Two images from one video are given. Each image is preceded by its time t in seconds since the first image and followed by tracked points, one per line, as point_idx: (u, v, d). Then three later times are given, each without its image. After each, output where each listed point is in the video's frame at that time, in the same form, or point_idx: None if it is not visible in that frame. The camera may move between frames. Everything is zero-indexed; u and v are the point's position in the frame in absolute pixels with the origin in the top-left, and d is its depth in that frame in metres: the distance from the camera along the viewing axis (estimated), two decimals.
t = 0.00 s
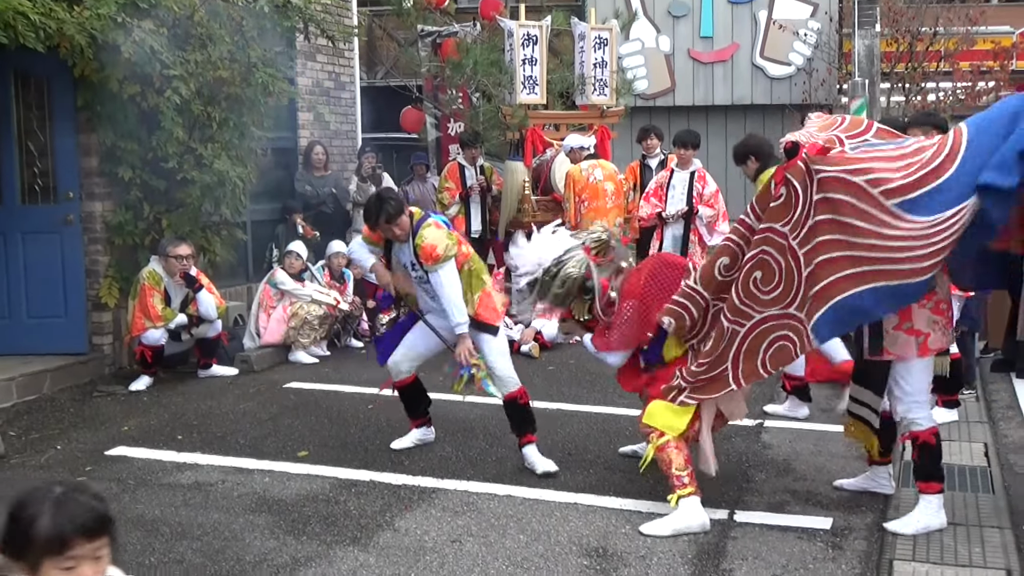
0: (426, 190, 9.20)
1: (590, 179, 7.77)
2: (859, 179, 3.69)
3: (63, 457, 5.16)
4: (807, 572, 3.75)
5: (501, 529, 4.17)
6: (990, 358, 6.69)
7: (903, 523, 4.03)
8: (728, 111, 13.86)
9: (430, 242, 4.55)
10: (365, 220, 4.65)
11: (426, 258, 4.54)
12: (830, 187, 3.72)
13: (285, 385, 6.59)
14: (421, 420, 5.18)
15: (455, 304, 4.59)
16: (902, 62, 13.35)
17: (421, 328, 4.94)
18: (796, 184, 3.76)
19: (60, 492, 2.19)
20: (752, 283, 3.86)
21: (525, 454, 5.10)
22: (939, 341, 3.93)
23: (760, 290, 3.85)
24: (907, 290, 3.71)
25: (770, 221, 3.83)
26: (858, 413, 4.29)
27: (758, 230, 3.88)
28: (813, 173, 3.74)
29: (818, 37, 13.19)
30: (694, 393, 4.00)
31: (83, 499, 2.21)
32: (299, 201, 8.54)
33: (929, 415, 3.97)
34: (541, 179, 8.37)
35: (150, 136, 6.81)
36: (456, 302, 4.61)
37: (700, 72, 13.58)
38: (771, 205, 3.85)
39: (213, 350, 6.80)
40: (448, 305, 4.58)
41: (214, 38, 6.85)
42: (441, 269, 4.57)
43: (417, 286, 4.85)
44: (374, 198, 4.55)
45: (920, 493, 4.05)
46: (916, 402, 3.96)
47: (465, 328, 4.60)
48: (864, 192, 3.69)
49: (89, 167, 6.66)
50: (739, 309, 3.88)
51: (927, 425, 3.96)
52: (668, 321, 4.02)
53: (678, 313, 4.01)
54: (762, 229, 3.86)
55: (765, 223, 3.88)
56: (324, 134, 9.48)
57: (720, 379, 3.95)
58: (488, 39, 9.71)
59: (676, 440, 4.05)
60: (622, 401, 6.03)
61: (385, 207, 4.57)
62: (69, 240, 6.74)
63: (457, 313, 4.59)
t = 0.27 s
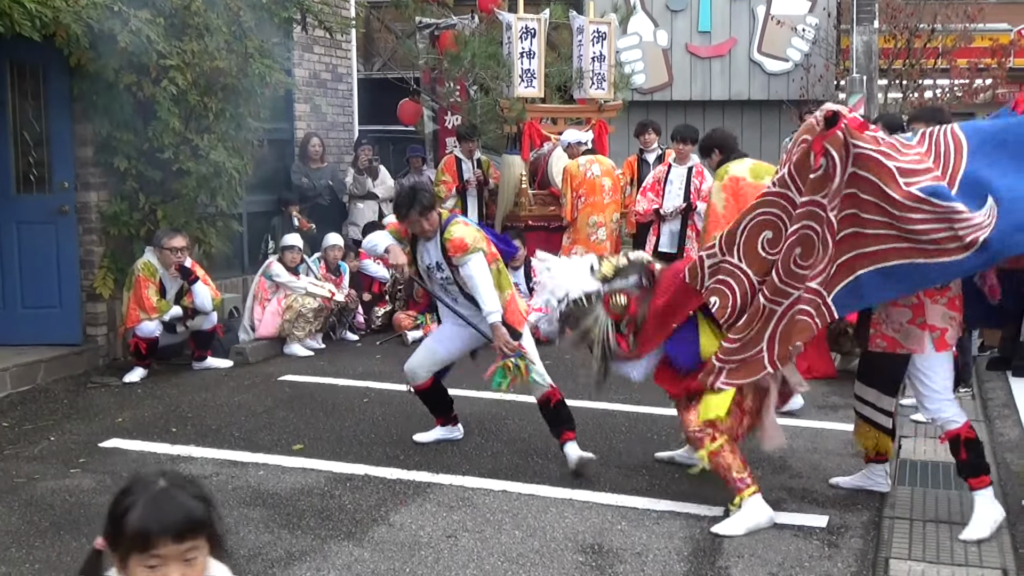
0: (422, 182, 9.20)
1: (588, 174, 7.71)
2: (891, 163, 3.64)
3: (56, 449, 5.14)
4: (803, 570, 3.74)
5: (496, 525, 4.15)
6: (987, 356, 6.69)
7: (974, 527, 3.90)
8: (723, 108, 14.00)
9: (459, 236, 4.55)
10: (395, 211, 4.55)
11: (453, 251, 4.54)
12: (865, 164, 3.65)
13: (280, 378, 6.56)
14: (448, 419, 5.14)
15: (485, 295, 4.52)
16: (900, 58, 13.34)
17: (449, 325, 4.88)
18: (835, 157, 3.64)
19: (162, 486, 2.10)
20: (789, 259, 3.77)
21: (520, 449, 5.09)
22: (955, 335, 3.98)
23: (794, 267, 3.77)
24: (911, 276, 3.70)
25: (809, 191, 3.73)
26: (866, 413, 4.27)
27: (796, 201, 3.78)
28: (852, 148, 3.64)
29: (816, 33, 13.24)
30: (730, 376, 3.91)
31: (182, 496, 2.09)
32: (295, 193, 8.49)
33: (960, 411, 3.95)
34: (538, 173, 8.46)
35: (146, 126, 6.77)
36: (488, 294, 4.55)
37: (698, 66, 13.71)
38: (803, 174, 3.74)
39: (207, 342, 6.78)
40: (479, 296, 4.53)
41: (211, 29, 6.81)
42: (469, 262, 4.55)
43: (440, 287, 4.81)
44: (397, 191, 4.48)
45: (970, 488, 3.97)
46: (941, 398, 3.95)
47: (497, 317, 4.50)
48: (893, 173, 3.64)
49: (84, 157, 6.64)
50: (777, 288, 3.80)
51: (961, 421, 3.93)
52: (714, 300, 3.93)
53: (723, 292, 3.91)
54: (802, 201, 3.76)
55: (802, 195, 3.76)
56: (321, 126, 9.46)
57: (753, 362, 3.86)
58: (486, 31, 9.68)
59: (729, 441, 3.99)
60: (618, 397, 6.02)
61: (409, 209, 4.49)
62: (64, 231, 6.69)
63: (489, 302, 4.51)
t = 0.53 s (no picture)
0: (414, 188, 9.20)
1: (580, 181, 7.74)
2: (928, 218, 3.67)
3: (44, 453, 5.11)
4: None
5: (486, 533, 4.14)
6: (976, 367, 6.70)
7: (967, 542, 3.90)
8: (715, 115, 14.05)
9: (494, 234, 4.54)
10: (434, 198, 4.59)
11: (486, 246, 4.53)
12: (901, 215, 3.71)
13: (270, 383, 6.55)
14: (436, 422, 5.08)
15: (516, 292, 4.47)
16: (891, 68, 13.38)
17: (461, 342, 4.73)
18: (878, 206, 3.69)
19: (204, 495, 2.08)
20: (818, 310, 3.78)
21: (511, 457, 5.08)
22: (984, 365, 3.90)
23: (827, 320, 3.78)
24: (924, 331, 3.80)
25: (846, 241, 3.74)
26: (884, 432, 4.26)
27: (828, 247, 3.77)
28: (890, 196, 3.70)
29: (809, 42, 13.48)
30: (757, 420, 3.93)
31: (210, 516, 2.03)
32: (287, 197, 8.51)
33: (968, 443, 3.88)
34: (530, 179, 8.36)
35: (138, 130, 6.74)
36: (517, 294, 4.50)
37: (691, 74, 13.75)
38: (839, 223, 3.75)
39: (198, 347, 6.75)
40: (511, 294, 4.48)
41: (204, 33, 6.78)
42: (500, 260, 4.51)
43: (455, 293, 4.71)
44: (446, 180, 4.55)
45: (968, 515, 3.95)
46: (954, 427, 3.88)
47: (530, 312, 4.45)
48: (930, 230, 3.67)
49: (76, 160, 6.62)
50: (807, 341, 3.81)
51: (968, 452, 3.87)
52: (762, 365, 3.96)
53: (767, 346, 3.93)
54: (835, 248, 3.76)
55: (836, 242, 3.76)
56: (313, 130, 9.45)
57: (780, 409, 3.89)
58: (479, 37, 9.67)
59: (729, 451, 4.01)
60: (608, 405, 6.01)
61: (452, 194, 4.52)
62: (54, 234, 6.68)
63: (522, 299, 4.46)
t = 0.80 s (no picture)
0: (399, 192, 9.19)
1: (568, 187, 7.72)
2: (979, 237, 3.64)
3: (23, 456, 5.07)
4: None
5: (469, 540, 4.12)
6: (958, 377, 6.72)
7: (969, 551, 3.88)
8: (700, 123, 14.10)
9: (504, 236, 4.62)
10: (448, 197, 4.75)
11: (498, 244, 4.58)
12: (954, 235, 3.67)
13: (252, 387, 6.52)
14: (420, 441, 5.02)
15: (524, 286, 4.50)
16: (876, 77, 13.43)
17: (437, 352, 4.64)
18: (934, 228, 3.65)
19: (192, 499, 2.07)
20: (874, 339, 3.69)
21: (494, 463, 5.06)
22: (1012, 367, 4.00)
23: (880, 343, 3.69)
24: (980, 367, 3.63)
25: (902, 267, 3.68)
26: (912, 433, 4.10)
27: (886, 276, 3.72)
28: (946, 217, 3.67)
29: (793, 51, 13.68)
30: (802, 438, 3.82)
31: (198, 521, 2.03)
32: (270, 200, 8.49)
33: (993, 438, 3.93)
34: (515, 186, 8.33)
35: (122, 131, 6.70)
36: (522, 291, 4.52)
37: (676, 81, 13.83)
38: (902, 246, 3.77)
39: (180, 350, 6.72)
40: (523, 286, 4.50)
41: (189, 34, 6.74)
42: (505, 259, 4.56)
43: (447, 290, 4.64)
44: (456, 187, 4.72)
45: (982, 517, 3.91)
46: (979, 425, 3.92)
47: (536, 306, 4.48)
48: (982, 249, 3.64)
49: (58, 160, 6.58)
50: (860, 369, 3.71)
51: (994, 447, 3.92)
52: (797, 356, 3.83)
53: (810, 352, 3.82)
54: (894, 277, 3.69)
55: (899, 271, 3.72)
56: (298, 133, 9.41)
57: (826, 435, 3.78)
58: (466, 42, 9.65)
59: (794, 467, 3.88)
60: (591, 412, 6.00)
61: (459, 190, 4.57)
62: (35, 234, 6.65)
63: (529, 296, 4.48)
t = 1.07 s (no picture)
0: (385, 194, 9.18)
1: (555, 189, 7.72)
2: (1008, 269, 3.58)
3: (4, 457, 5.03)
4: None
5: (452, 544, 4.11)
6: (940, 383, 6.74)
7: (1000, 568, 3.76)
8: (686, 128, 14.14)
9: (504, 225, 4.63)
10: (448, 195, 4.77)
11: (502, 231, 4.59)
12: (984, 267, 3.58)
13: (235, 388, 6.49)
14: (415, 442, 4.98)
15: (529, 273, 4.53)
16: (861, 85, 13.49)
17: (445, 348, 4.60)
18: (960, 257, 3.56)
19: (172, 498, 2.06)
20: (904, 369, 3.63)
21: (478, 467, 5.05)
22: None
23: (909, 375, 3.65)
24: None
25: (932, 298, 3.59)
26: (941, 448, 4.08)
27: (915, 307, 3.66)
28: (973, 247, 3.58)
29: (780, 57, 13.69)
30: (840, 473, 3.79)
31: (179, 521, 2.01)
32: (256, 201, 8.47)
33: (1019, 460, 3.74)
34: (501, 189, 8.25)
35: (107, 131, 6.66)
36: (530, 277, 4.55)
37: (662, 86, 13.89)
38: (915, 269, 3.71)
39: (163, 350, 6.69)
40: (529, 268, 4.53)
41: (175, 33, 6.70)
42: (508, 247, 4.57)
43: (451, 277, 4.63)
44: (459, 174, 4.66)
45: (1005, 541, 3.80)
46: (1004, 446, 3.74)
47: (544, 297, 4.54)
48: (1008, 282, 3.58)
49: (42, 159, 6.56)
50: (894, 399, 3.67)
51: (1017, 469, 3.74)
52: (819, 372, 3.94)
53: (831, 367, 3.93)
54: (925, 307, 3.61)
55: (929, 302, 3.64)
56: (284, 134, 9.38)
57: (864, 466, 3.76)
58: (454, 45, 9.63)
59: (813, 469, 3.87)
60: (575, 416, 5.99)
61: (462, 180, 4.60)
62: (19, 233, 6.62)
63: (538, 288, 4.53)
